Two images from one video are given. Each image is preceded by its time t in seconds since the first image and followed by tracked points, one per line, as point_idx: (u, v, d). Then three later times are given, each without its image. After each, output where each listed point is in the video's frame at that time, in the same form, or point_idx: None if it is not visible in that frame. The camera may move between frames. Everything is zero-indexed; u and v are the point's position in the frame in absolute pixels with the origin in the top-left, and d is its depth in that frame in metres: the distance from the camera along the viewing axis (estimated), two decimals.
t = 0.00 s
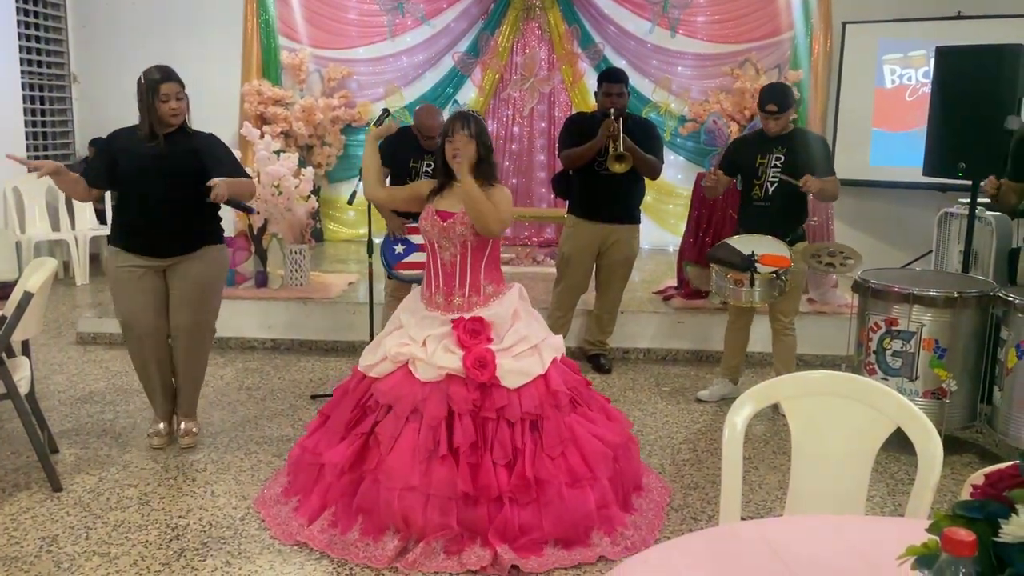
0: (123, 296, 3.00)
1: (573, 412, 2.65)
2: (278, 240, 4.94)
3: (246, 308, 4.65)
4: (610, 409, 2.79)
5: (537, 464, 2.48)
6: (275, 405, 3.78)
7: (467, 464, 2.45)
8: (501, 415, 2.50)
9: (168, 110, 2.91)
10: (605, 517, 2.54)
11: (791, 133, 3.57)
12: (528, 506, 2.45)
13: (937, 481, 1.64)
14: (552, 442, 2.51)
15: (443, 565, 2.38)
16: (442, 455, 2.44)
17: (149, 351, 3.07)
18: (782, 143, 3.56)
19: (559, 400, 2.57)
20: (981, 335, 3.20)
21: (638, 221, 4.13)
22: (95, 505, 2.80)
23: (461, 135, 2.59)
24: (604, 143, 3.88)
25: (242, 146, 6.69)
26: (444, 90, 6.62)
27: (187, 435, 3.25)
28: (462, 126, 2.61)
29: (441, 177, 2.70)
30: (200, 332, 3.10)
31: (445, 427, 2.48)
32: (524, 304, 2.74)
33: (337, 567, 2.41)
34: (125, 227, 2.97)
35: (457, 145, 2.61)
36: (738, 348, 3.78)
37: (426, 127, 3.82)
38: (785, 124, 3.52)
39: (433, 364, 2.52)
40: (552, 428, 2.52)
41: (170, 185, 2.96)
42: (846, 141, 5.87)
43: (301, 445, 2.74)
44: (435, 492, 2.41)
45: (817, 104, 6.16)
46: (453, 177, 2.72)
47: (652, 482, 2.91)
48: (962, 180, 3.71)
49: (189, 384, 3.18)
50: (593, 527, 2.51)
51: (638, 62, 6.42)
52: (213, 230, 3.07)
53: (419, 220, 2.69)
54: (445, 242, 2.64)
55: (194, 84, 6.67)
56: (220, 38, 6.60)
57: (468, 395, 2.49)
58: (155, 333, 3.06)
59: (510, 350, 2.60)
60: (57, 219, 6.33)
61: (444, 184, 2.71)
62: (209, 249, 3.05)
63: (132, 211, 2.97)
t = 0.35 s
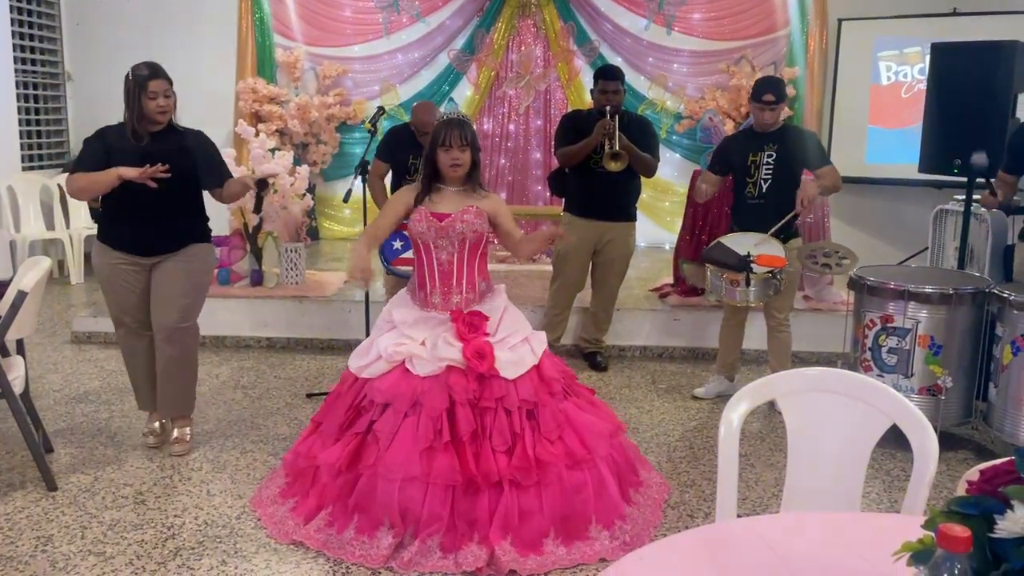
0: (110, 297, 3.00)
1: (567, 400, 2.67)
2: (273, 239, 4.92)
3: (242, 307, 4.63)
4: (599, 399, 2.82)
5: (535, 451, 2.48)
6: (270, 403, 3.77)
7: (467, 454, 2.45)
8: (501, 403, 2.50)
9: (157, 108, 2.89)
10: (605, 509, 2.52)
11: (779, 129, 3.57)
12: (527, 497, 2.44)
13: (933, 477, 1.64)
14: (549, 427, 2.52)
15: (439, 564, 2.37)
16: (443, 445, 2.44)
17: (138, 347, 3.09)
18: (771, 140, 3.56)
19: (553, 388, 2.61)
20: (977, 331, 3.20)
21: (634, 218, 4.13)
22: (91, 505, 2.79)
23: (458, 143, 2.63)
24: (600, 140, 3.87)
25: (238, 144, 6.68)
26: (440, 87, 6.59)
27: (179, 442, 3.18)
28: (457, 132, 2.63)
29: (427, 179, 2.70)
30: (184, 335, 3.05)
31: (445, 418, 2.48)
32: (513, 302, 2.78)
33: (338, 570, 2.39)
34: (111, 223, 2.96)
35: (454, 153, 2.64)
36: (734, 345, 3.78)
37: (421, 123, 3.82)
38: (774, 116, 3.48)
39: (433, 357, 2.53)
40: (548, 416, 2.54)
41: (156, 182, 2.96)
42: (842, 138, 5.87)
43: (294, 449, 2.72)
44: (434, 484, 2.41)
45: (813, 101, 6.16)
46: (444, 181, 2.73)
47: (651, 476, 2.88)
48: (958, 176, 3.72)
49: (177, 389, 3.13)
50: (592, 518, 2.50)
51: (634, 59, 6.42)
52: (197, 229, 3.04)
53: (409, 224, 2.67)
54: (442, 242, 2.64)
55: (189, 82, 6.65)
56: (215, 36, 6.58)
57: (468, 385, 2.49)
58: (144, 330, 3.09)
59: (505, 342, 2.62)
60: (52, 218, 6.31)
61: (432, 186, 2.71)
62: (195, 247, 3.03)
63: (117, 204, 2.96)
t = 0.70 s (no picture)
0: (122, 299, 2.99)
1: (569, 404, 2.68)
2: (271, 237, 4.92)
3: (240, 305, 4.63)
4: (599, 404, 2.83)
5: (539, 455, 2.48)
6: (268, 402, 3.77)
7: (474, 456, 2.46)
8: (507, 407, 2.50)
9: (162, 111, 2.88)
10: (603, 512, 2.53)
11: (779, 128, 3.56)
12: (529, 498, 2.45)
13: (931, 474, 1.64)
14: (553, 433, 2.52)
15: (438, 562, 2.36)
16: (450, 445, 2.45)
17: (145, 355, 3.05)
18: (770, 136, 3.55)
19: (558, 392, 2.59)
20: (974, 329, 3.20)
21: (632, 217, 4.13)
22: (89, 503, 2.79)
23: (464, 133, 2.62)
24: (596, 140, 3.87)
25: (236, 143, 6.67)
26: (438, 85, 6.59)
27: (185, 424, 3.33)
28: (463, 124, 2.63)
29: (438, 172, 2.70)
30: (201, 331, 3.15)
31: (452, 419, 2.48)
32: (523, 301, 2.77)
33: (337, 569, 2.38)
34: (128, 229, 2.95)
35: (461, 144, 2.63)
36: (732, 342, 3.78)
37: (408, 117, 3.80)
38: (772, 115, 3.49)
39: (441, 357, 2.52)
40: (552, 421, 2.53)
41: (165, 186, 2.96)
42: (840, 136, 5.87)
43: (297, 441, 2.72)
44: (438, 482, 2.41)
45: (811, 99, 6.16)
46: (454, 175, 2.73)
47: (644, 476, 2.87)
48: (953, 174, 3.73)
49: (186, 377, 3.23)
50: (589, 522, 2.50)
51: (632, 57, 6.42)
52: (208, 234, 3.08)
53: (421, 219, 2.68)
54: (453, 239, 2.64)
55: (187, 81, 6.65)
56: (212, 34, 6.57)
57: (475, 386, 2.49)
58: (154, 338, 3.06)
59: (514, 344, 2.61)
60: (50, 216, 6.30)
61: (443, 182, 2.71)
62: (205, 252, 3.08)
63: (136, 210, 2.94)
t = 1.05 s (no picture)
0: (126, 299, 2.97)
1: (570, 400, 2.68)
2: (270, 236, 4.91)
3: (238, 304, 4.63)
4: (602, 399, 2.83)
5: (542, 451, 2.48)
6: (267, 401, 3.77)
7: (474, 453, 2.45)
8: (508, 402, 2.50)
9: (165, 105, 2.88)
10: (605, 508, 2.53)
11: (781, 126, 3.56)
12: (532, 496, 2.45)
13: (928, 472, 1.64)
14: (555, 427, 2.52)
15: (442, 561, 2.37)
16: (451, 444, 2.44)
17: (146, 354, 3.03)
18: (771, 135, 3.55)
19: (559, 387, 2.61)
20: (972, 327, 3.20)
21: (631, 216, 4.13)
22: (87, 502, 2.79)
23: (464, 131, 2.64)
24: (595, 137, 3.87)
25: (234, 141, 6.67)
26: (437, 84, 6.58)
27: (184, 421, 3.34)
28: (464, 122, 2.65)
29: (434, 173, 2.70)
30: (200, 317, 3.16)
31: (453, 416, 2.47)
32: (521, 298, 2.76)
33: (336, 568, 2.38)
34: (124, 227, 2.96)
35: (461, 142, 2.65)
36: (730, 340, 3.78)
37: (392, 122, 3.79)
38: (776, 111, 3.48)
39: (438, 354, 2.52)
40: (554, 416, 2.54)
41: (166, 178, 2.95)
42: (839, 135, 5.88)
43: (299, 443, 2.72)
44: (441, 482, 2.40)
45: (810, 97, 6.16)
46: (449, 176, 2.72)
47: (642, 474, 2.89)
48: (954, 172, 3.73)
49: (184, 371, 3.24)
50: (590, 518, 2.50)
51: (630, 55, 6.41)
52: (210, 227, 3.08)
53: (415, 219, 2.67)
54: (446, 238, 2.63)
55: (185, 80, 6.65)
56: (211, 33, 6.57)
57: (474, 382, 2.50)
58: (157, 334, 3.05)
59: (512, 340, 2.62)
60: (48, 215, 6.30)
61: (437, 181, 2.71)
62: (207, 244, 3.07)
63: (132, 208, 2.95)
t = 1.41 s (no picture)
0: (128, 296, 2.99)
1: (573, 407, 2.67)
2: (269, 234, 4.92)
3: (238, 303, 4.63)
4: (606, 405, 2.83)
5: (541, 458, 2.48)
6: (266, 399, 3.77)
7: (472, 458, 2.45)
8: (506, 408, 2.50)
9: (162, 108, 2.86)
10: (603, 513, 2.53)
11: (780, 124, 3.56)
12: (531, 502, 2.45)
13: (926, 471, 1.65)
14: (555, 435, 2.51)
15: (440, 560, 2.37)
16: (446, 449, 2.44)
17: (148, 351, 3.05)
18: (771, 132, 3.55)
19: (563, 395, 2.59)
20: (971, 325, 3.20)
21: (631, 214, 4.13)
22: (87, 500, 2.79)
23: (466, 132, 2.63)
24: (596, 134, 3.86)
25: (233, 140, 6.67)
26: (436, 83, 6.58)
27: (184, 420, 3.36)
28: (466, 122, 2.63)
29: (444, 172, 2.71)
30: (202, 317, 3.16)
31: (449, 421, 2.47)
32: (528, 301, 2.76)
33: (335, 566, 2.39)
34: (123, 226, 2.96)
35: (463, 143, 2.65)
36: (730, 339, 3.78)
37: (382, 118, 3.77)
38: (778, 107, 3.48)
39: (438, 357, 2.51)
40: (555, 425, 2.52)
41: (164, 179, 2.95)
42: (837, 133, 5.88)
43: (299, 439, 2.72)
44: (438, 486, 2.40)
45: (809, 96, 6.17)
46: (457, 175, 2.73)
47: (643, 472, 2.90)
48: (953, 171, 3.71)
49: (185, 370, 3.25)
50: (589, 521, 2.51)
51: (629, 54, 6.42)
52: (209, 227, 3.08)
53: (422, 217, 2.68)
54: (451, 236, 2.63)
55: (185, 78, 6.65)
56: (210, 31, 6.57)
57: (473, 388, 2.49)
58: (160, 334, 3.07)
59: (515, 345, 2.60)
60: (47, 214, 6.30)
61: (445, 182, 2.72)
62: (207, 244, 3.07)
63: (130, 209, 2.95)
